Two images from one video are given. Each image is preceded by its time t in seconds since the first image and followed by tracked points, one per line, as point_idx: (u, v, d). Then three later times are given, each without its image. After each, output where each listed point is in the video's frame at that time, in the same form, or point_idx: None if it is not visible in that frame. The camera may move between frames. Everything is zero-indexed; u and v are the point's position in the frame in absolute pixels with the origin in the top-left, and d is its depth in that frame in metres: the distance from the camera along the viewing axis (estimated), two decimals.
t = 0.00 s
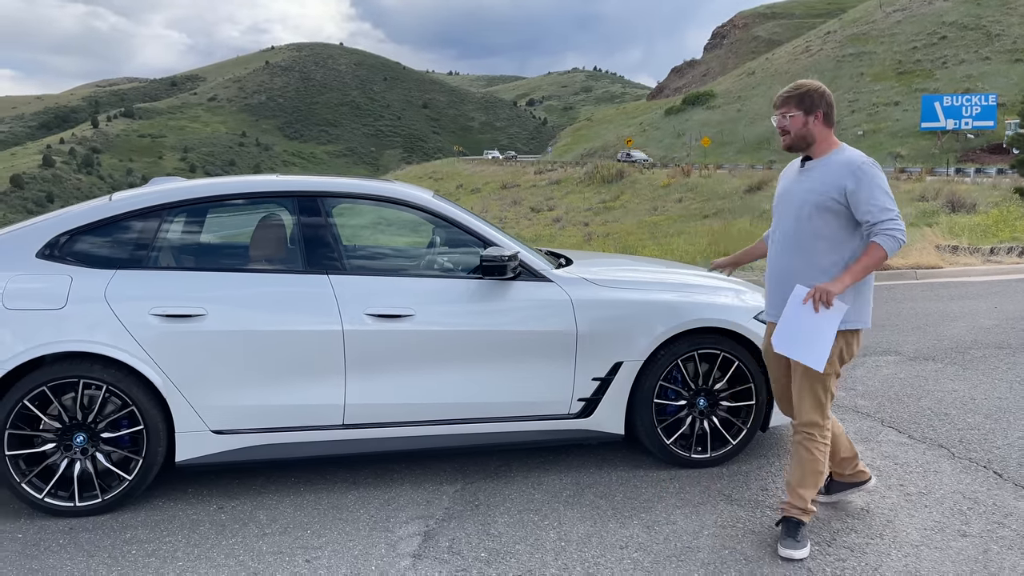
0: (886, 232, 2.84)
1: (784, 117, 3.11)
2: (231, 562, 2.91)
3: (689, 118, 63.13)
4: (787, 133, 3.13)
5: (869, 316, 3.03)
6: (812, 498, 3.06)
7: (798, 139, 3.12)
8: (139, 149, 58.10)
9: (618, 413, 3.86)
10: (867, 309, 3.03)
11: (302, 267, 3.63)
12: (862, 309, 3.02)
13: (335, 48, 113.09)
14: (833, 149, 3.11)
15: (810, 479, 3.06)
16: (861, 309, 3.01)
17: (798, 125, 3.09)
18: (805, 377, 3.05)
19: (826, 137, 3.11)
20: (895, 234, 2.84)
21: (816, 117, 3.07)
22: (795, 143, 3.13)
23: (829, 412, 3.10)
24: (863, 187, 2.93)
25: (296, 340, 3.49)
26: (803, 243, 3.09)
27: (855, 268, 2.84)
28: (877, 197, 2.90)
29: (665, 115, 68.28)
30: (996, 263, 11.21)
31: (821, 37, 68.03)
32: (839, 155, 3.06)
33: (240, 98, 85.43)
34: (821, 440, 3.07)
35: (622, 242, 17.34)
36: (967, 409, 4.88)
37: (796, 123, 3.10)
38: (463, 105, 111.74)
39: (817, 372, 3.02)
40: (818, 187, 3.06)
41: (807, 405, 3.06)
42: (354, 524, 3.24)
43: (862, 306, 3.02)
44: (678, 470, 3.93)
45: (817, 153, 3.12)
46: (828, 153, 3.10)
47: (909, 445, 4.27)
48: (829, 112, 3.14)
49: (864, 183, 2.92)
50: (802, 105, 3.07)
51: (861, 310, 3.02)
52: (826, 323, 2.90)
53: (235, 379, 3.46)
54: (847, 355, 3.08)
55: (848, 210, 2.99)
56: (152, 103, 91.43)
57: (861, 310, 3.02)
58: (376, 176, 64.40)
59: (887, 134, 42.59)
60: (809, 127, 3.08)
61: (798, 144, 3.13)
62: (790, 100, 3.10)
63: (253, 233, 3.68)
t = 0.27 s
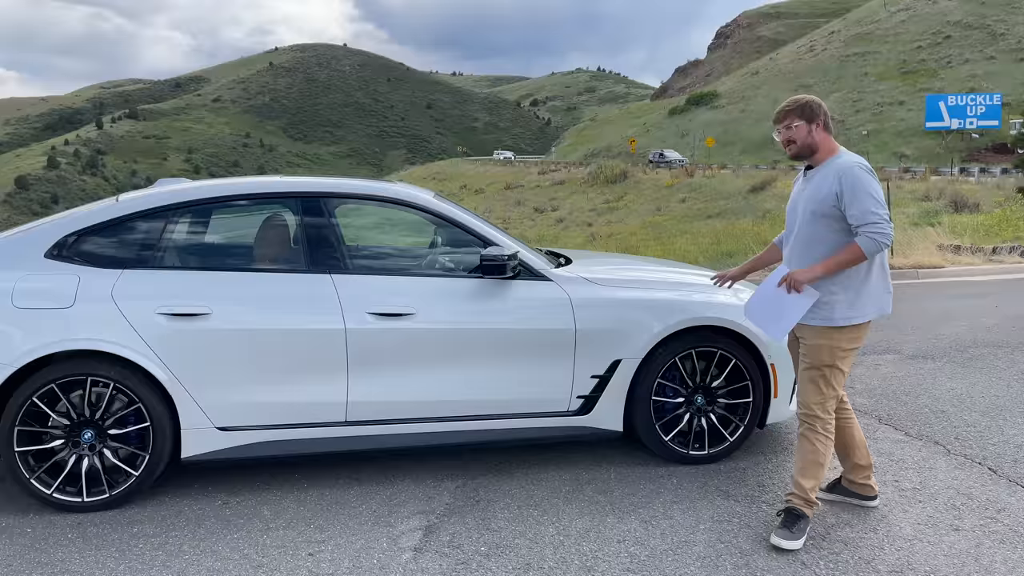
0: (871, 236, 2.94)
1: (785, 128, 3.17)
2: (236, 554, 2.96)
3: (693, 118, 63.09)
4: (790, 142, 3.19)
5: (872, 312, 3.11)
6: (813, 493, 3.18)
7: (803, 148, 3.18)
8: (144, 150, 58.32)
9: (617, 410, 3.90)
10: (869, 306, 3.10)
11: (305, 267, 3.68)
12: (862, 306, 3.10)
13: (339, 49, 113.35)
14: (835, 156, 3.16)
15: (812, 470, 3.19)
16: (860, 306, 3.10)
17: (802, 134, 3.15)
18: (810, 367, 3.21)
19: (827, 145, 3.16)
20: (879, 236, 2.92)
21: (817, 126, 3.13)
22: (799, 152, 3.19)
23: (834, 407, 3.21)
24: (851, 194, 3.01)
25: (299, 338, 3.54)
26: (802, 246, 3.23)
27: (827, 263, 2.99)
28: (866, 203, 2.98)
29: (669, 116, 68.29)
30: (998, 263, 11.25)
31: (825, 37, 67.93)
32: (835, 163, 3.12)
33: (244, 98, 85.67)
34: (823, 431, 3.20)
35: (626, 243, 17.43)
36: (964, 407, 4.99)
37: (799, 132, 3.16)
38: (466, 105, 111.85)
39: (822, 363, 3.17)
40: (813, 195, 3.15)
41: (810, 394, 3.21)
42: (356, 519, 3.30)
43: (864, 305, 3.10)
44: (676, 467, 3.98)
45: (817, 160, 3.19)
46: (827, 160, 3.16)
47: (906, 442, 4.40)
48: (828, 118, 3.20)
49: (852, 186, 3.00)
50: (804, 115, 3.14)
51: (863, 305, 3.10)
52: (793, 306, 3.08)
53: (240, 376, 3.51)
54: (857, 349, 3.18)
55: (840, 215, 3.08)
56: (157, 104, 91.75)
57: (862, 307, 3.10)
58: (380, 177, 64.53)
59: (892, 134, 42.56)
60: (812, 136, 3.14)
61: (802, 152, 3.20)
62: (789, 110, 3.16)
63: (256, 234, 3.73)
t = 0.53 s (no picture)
0: (863, 224, 3.07)
1: (798, 123, 3.29)
2: (244, 550, 3.01)
3: (694, 119, 63.14)
4: (803, 137, 3.31)
5: (874, 300, 3.25)
6: (840, 481, 3.34)
7: (815, 143, 3.30)
8: (145, 153, 58.41)
9: (617, 409, 3.96)
10: (867, 295, 3.24)
11: (310, 269, 3.73)
12: (859, 295, 3.23)
13: (340, 51, 113.55)
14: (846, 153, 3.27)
15: (835, 458, 3.34)
16: (860, 294, 3.23)
17: (815, 129, 3.26)
18: (820, 355, 3.34)
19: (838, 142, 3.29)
20: (869, 228, 3.06)
21: (829, 123, 3.25)
22: (811, 146, 3.31)
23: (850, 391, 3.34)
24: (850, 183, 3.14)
25: (305, 338, 3.59)
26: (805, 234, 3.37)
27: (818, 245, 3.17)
28: (864, 191, 3.10)
29: (670, 117, 68.35)
30: (997, 263, 11.30)
31: (826, 37, 67.96)
32: (841, 157, 3.25)
33: (246, 100, 85.87)
34: (842, 417, 3.33)
35: (627, 244, 17.50)
36: (960, 405, 5.07)
37: (812, 126, 3.27)
38: (468, 107, 111.99)
39: (832, 351, 3.29)
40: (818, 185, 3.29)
41: (822, 382, 3.34)
42: (361, 516, 3.35)
43: (862, 294, 3.24)
44: (676, 465, 4.04)
45: (825, 154, 3.32)
46: (834, 154, 3.28)
47: (902, 440, 4.48)
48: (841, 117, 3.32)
49: (853, 181, 3.13)
50: (819, 111, 3.25)
51: (866, 294, 3.24)
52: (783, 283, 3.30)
53: (246, 377, 3.56)
54: (864, 337, 3.30)
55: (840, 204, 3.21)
56: (159, 106, 91.87)
57: (860, 296, 3.23)
58: (381, 178, 64.61)
59: (893, 134, 42.60)
60: (825, 132, 3.26)
61: (814, 147, 3.32)
62: (805, 105, 3.28)
63: (262, 235, 3.79)
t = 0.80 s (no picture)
0: (873, 221, 3.14)
1: (808, 123, 3.35)
2: (253, 545, 3.05)
3: (692, 120, 63.29)
4: (811, 137, 3.37)
5: (881, 300, 3.32)
6: (835, 473, 3.40)
7: (824, 144, 3.36)
8: (143, 155, 58.43)
9: (618, 407, 4.02)
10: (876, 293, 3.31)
11: (316, 270, 3.78)
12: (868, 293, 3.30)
13: (338, 54, 113.61)
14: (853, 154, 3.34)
15: (832, 452, 3.40)
16: (869, 292, 3.30)
17: (824, 130, 3.32)
18: (825, 351, 3.39)
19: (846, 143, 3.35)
20: (878, 224, 3.13)
21: (838, 124, 3.31)
22: (819, 147, 3.37)
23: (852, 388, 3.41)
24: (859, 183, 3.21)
25: (313, 338, 3.65)
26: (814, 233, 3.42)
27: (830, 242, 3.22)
28: (873, 191, 3.18)
29: (668, 118, 68.50)
30: (993, 263, 11.39)
31: (823, 39, 68.15)
32: (849, 158, 3.32)
33: (243, 102, 85.90)
34: (843, 413, 3.39)
35: (625, 245, 17.59)
36: (956, 403, 5.15)
37: (821, 127, 3.33)
38: (465, 109, 112.10)
39: (838, 347, 3.35)
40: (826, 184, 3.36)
41: (826, 378, 3.39)
42: (368, 512, 3.41)
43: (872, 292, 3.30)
44: (676, 462, 4.11)
45: (832, 155, 3.38)
46: (842, 155, 3.35)
47: (899, 438, 4.55)
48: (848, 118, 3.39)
49: (862, 180, 3.20)
50: (828, 113, 3.30)
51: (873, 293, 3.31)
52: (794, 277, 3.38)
53: (253, 376, 3.62)
54: (867, 335, 3.37)
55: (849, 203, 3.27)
56: (156, 108, 91.85)
57: (868, 294, 3.30)
58: (379, 180, 64.68)
59: (890, 136, 42.76)
60: (833, 133, 3.32)
61: (823, 147, 3.37)
62: (813, 106, 3.34)
63: (269, 237, 3.84)
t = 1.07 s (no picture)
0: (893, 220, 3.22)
1: (813, 124, 3.41)
2: (262, 538, 3.12)
3: (685, 122, 63.54)
4: (816, 138, 3.43)
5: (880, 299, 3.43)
6: (828, 466, 3.49)
7: (827, 145, 3.44)
8: (135, 157, 58.28)
9: (616, 403, 4.10)
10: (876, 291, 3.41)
11: (321, 269, 3.84)
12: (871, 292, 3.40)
13: (331, 55, 113.54)
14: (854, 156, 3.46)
15: (827, 444, 3.49)
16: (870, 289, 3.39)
17: (828, 131, 3.40)
18: (824, 346, 3.46)
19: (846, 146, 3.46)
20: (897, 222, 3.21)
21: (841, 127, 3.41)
22: (824, 148, 3.44)
23: (848, 382, 3.50)
24: (874, 184, 3.30)
25: (318, 335, 3.71)
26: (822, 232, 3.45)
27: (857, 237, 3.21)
28: (885, 191, 3.29)
29: (661, 120, 68.73)
30: (983, 263, 11.54)
31: (815, 41, 68.54)
32: (854, 159, 3.42)
33: (236, 103, 85.73)
34: (839, 405, 3.48)
35: (619, 246, 17.69)
36: (948, 400, 5.24)
37: (825, 129, 3.41)
38: (459, 110, 112.20)
39: (837, 342, 3.42)
40: (835, 184, 3.42)
41: (824, 371, 3.47)
42: (373, 506, 3.47)
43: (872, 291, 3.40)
44: (674, 457, 4.18)
45: (834, 157, 3.47)
46: (845, 157, 3.45)
47: (892, 433, 4.64)
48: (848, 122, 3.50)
49: (873, 180, 3.30)
50: (832, 114, 3.39)
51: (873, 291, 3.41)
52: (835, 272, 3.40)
53: (259, 373, 3.67)
54: (863, 331, 3.46)
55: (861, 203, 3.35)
56: (149, 110, 91.58)
57: (867, 291, 3.39)
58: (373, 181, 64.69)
59: (881, 137, 43.06)
60: (836, 135, 3.41)
61: (825, 148, 3.45)
62: (817, 108, 3.41)
63: (274, 237, 3.90)
